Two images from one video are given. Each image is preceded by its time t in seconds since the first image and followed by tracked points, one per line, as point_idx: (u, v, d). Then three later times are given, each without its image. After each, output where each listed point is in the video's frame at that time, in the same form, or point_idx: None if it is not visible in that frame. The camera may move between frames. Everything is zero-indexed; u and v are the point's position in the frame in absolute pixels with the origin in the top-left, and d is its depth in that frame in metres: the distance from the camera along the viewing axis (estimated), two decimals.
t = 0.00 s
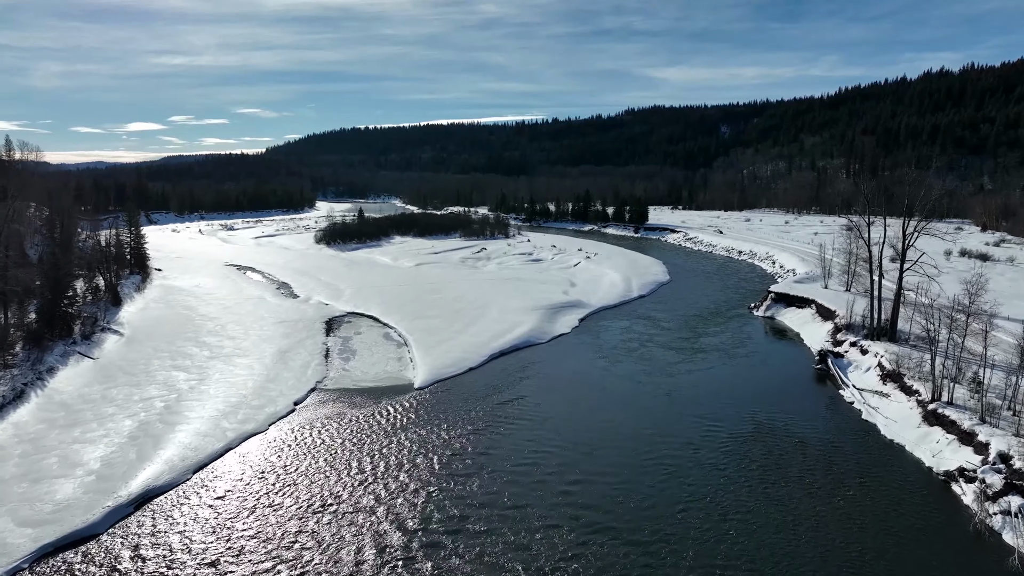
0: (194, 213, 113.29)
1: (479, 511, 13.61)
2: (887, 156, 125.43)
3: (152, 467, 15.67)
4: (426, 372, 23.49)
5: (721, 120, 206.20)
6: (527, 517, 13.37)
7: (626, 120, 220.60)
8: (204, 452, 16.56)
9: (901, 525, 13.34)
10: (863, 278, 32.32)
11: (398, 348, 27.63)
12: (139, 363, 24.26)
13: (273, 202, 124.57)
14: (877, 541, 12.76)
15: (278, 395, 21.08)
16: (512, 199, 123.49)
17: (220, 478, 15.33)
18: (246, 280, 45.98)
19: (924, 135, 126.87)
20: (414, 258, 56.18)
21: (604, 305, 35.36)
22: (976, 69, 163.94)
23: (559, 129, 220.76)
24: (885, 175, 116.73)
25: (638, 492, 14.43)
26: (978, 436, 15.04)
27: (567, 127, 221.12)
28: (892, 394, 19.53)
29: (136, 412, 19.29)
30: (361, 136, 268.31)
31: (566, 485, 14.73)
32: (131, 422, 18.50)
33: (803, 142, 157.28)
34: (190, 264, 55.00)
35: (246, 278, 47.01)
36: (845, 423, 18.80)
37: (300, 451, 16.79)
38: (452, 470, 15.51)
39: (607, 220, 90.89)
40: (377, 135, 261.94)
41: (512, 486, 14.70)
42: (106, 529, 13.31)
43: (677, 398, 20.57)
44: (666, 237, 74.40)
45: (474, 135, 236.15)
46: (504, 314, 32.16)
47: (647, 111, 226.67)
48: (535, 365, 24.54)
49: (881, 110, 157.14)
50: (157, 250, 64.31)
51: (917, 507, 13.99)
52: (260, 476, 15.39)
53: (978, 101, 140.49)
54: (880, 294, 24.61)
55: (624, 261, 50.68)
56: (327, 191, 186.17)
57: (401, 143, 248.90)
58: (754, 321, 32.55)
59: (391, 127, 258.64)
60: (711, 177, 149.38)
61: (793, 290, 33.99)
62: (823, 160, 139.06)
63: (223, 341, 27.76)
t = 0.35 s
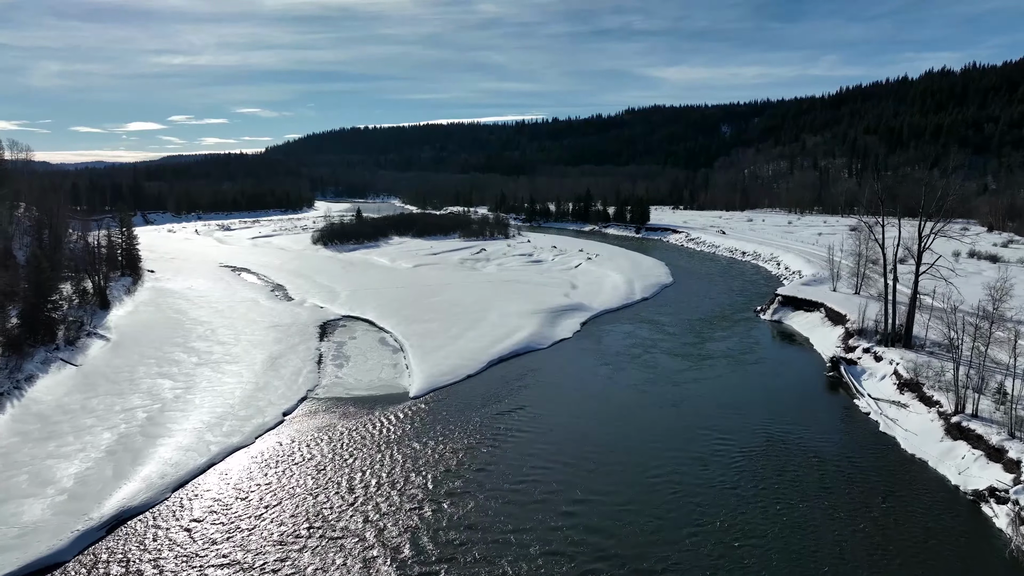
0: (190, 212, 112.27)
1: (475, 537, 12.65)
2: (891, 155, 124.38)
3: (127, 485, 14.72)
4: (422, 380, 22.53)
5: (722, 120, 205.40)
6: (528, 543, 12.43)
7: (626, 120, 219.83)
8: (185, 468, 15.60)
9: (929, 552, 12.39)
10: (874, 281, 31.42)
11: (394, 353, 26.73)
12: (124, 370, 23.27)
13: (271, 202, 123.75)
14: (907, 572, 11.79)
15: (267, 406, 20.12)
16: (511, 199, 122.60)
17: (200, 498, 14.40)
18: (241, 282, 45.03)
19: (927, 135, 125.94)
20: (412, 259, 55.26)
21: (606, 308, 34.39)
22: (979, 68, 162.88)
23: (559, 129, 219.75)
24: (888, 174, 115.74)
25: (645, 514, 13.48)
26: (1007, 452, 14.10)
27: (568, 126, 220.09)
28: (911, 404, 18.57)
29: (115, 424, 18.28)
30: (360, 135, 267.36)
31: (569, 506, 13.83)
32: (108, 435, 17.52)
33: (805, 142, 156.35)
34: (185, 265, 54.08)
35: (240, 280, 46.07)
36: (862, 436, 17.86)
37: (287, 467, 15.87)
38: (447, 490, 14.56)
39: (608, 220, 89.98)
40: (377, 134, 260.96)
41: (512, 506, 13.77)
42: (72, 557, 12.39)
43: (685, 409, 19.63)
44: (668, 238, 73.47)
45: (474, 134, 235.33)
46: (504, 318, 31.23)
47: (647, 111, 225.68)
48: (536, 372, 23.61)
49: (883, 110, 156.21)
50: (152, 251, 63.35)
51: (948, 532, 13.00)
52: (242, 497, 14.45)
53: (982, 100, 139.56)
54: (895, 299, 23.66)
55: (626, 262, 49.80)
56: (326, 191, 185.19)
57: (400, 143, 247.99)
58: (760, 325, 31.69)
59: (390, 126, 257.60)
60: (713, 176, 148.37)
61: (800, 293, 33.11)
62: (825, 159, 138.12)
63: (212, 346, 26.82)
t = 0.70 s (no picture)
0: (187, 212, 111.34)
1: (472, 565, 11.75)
2: (893, 155, 123.43)
3: (100, 505, 13.79)
4: (417, 388, 21.57)
5: (723, 119, 204.52)
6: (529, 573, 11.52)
7: (626, 119, 218.94)
8: (163, 486, 14.67)
9: None
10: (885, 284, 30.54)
11: (389, 359, 25.82)
12: (107, 378, 22.31)
13: (269, 202, 122.87)
14: None
15: (253, 417, 19.16)
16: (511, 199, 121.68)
17: (179, 520, 13.50)
18: (234, 284, 44.06)
19: (929, 134, 125.01)
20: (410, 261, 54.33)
21: (608, 312, 33.42)
22: (981, 67, 161.94)
23: (559, 128, 218.90)
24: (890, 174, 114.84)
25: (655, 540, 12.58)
26: None
27: (568, 126, 219.15)
28: (930, 416, 17.65)
29: (93, 437, 17.35)
30: (359, 134, 266.50)
31: (571, 529, 12.91)
32: (84, 448, 16.57)
33: (807, 142, 155.42)
34: (179, 266, 53.16)
35: (234, 282, 45.16)
36: (881, 450, 16.93)
37: (272, 486, 14.96)
38: (442, 511, 13.65)
39: (609, 220, 89.05)
40: (376, 133, 260.05)
41: (511, 530, 12.84)
42: None
43: (692, 420, 18.72)
44: (670, 239, 72.53)
45: (474, 134, 234.45)
46: (504, 322, 30.27)
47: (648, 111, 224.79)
48: (536, 380, 22.70)
49: (885, 109, 155.24)
50: (146, 252, 62.42)
51: (979, 559, 12.12)
52: (225, 519, 13.57)
53: (984, 100, 138.60)
54: (910, 303, 22.70)
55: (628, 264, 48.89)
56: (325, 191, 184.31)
57: (400, 142, 247.13)
58: (768, 329, 30.80)
59: (390, 126, 256.75)
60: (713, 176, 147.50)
61: (808, 296, 32.20)
62: (826, 159, 137.25)
63: (200, 352, 25.89)
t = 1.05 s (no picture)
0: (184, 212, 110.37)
1: None
2: (895, 155, 122.53)
3: (69, 530, 12.84)
4: (412, 398, 20.62)
5: (723, 119, 203.63)
6: None
7: (626, 119, 218.00)
8: (137, 509, 13.72)
9: None
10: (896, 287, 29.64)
11: (384, 366, 24.88)
12: (88, 387, 21.29)
13: (267, 202, 121.96)
14: None
15: (240, 429, 18.22)
16: (511, 199, 120.77)
17: (154, 548, 12.59)
18: (228, 287, 43.08)
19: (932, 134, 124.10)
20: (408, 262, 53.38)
21: (611, 316, 32.45)
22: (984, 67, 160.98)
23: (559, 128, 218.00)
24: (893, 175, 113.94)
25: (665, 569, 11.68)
26: None
27: (568, 125, 218.29)
28: (953, 429, 16.69)
29: (68, 452, 16.36)
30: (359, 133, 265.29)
31: (575, 557, 12.03)
32: (56, 465, 15.59)
33: (808, 141, 154.48)
34: (173, 268, 52.17)
35: (228, 284, 44.18)
36: (902, 467, 15.97)
37: (255, 507, 14.06)
38: (436, 536, 12.73)
39: (610, 220, 88.14)
40: (376, 133, 258.97)
41: (510, 559, 11.95)
42: None
43: (699, 432, 17.87)
44: (672, 239, 71.59)
45: (474, 134, 233.59)
46: (503, 327, 29.31)
47: (648, 110, 223.94)
48: (536, 389, 21.83)
49: (887, 109, 154.29)
50: (140, 252, 61.48)
51: None
52: (203, 547, 12.66)
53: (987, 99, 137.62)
54: (927, 308, 21.72)
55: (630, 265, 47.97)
56: (324, 191, 182.74)
57: (400, 142, 246.30)
58: (776, 334, 29.88)
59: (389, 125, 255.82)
60: (715, 176, 146.60)
61: (817, 300, 31.28)
62: (828, 159, 136.34)
63: (188, 358, 24.93)
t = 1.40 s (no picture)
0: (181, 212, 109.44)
1: None
2: (898, 155, 121.65)
3: (31, 561, 11.87)
4: (407, 409, 19.68)
5: (724, 119, 202.77)
6: None
7: (627, 118, 217.14)
8: (108, 535, 12.77)
9: None
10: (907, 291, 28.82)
11: (379, 373, 23.96)
12: (67, 396, 20.31)
13: (265, 202, 121.02)
14: None
15: (224, 442, 17.27)
16: (511, 199, 119.76)
17: None
18: (221, 289, 42.16)
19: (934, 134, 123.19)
20: (406, 263, 52.41)
21: (613, 320, 31.52)
22: (986, 66, 160.06)
23: (559, 128, 217.09)
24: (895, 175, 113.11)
25: None
26: None
27: (568, 125, 217.43)
28: (978, 444, 15.78)
29: (39, 470, 15.35)
30: (358, 133, 264.54)
31: None
32: (25, 485, 14.58)
33: (810, 141, 153.56)
34: (167, 269, 51.29)
35: (221, 286, 43.19)
36: (927, 485, 15.04)
37: (236, 530, 13.18)
38: (429, 566, 11.85)
39: (611, 220, 87.20)
40: (375, 132, 258.10)
41: None
42: None
43: (709, 445, 17.01)
44: (674, 240, 70.67)
45: (473, 134, 232.74)
46: (503, 332, 28.36)
47: (649, 110, 223.06)
48: (537, 398, 20.93)
49: (889, 108, 153.42)
50: (134, 253, 60.61)
51: None
52: None
53: (990, 98, 136.63)
54: (945, 314, 20.79)
55: (631, 267, 47.06)
56: (324, 190, 183.06)
57: (399, 142, 245.43)
58: (783, 339, 29.00)
59: (389, 125, 254.84)
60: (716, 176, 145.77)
61: (826, 303, 30.36)
62: (830, 159, 135.39)
63: (175, 366, 23.94)
